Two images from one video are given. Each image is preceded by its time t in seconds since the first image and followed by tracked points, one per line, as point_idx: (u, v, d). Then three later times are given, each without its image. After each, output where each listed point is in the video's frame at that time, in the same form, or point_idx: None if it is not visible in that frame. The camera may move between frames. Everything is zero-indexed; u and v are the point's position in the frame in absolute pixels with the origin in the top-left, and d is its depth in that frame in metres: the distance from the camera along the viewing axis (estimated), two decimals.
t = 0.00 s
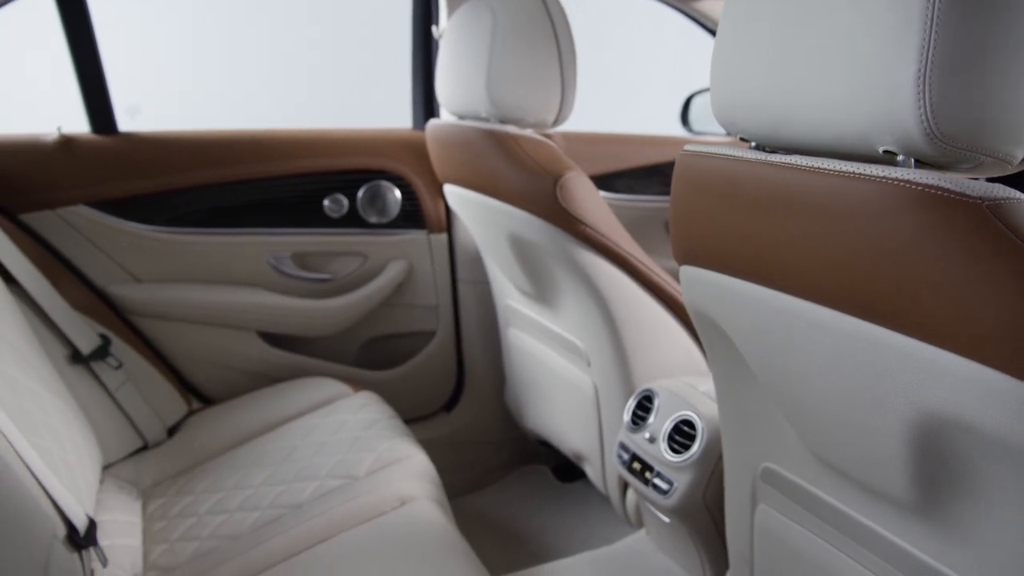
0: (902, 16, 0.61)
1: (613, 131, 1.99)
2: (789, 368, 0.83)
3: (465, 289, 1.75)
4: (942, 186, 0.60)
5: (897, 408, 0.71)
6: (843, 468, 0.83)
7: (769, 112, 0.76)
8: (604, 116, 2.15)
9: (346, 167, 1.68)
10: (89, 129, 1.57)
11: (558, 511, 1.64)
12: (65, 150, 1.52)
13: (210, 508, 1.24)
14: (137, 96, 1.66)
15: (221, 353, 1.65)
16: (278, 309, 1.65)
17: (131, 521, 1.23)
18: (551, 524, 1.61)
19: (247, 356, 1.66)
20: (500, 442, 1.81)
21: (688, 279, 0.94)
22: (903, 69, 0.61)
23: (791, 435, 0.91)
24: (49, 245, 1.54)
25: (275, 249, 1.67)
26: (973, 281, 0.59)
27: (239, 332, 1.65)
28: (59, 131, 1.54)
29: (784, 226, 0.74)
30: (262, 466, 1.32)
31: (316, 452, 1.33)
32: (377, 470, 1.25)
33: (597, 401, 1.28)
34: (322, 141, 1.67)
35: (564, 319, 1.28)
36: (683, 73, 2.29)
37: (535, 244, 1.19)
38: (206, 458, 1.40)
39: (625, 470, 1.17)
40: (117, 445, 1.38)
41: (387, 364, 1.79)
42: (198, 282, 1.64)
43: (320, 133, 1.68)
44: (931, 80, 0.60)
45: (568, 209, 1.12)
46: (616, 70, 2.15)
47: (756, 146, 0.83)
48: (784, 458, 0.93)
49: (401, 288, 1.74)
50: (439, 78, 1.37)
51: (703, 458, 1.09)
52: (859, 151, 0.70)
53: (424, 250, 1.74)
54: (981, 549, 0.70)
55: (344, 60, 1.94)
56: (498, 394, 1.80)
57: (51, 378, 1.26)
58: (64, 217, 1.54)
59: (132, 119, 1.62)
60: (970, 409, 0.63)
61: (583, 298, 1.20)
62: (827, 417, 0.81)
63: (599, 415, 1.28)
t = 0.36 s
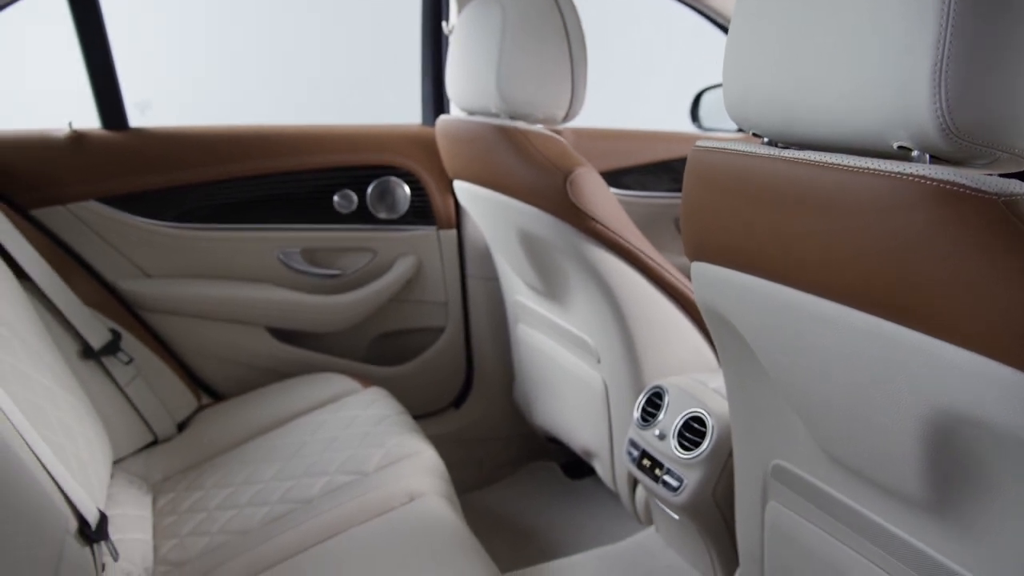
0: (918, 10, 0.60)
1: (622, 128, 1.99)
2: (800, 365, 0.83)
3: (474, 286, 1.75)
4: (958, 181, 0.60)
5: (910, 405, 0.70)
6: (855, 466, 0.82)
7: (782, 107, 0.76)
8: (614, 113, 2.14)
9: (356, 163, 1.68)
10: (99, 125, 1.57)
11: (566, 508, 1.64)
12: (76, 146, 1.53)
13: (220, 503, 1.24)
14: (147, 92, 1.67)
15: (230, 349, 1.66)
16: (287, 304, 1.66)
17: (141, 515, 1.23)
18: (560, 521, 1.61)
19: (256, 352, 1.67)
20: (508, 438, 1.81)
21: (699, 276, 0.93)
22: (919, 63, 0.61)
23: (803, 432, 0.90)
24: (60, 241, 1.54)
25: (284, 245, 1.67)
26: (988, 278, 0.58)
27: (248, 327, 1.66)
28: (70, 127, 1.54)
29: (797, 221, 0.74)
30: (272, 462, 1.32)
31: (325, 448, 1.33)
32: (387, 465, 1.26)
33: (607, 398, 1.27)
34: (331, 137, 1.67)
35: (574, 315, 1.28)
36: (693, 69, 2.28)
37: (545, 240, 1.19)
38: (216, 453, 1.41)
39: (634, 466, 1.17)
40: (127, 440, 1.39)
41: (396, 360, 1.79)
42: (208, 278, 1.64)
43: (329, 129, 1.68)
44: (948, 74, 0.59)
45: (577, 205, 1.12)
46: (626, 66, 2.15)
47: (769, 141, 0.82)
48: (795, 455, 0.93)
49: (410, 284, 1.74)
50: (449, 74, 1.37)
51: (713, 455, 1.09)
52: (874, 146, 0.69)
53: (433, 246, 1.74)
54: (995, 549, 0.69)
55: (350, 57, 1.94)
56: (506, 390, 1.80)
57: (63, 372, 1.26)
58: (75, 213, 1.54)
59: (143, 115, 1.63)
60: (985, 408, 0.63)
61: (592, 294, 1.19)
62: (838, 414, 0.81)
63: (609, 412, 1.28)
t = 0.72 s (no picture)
0: (933, 5, 0.60)
1: (631, 124, 1.99)
2: (812, 362, 0.83)
3: (483, 282, 1.76)
4: (972, 176, 0.59)
5: (923, 403, 0.70)
6: (865, 463, 0.82)
7: (794, 102, 0.75)
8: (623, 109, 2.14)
9: (365, 159, 1.68)
10: (109, 121, 1.57)
11: (574, 505, 1.64)
12: (86, 142, 1.53)
13: (229, 498, 1.25)
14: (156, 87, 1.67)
15: (238, 345, 1.66)
16: (295, 301, 1.66)
17: (151, 510, 1.24)
18: (568, 517, 1.61)
19: (264, 348, 1.67)
20: (516, 435, 1.81)
21: (709, 273, 0.93)
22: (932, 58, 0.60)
23: (813, 429, 0.90)
24: (70, 236, 1.55)
25: (293, 241, 1.67)
26: (1000, 275, 0.57)
27: (257, 323, 1.66)
28: (80, 123, 1.54)
29: (808, 217, 0.73)
30: (280, 457, 1.33)
31: (333, 444, 1.33)
32: (395, 461, 1.26)
33: (615, 394, 1.27)
34: (340, 133, 1.67)
35: (583, 311, 1.28)
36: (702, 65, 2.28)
37: (554, 236, 1.19)
38: (225, 448, 1.41)
39: (643, 463, 1.17)
40: (137, 436, 1.39)
41: (404, 357, 1.79)
42: (216, 274, 1.64)
43: (339, 125, 1.68)
44: (963, 68, 0.59)
45: (587, 201, 1.11)
46: (635, 62, 2.14)
47: (781, 137, 0.82)
48: (806, 453, 0.92)
49: (418, 280, 1.74)
50: (458, 70, 1.36)
51: (723, 452, 1.08)
52: (887, 142, 0.69)
53: (442, 242, 1.74)
54: (1007, 548, 0.69)
55: (357, 50, 1.92)
56: (514, 387, 1.80)
57: (73, 368, 1.27)
58: (85, 209, 1.55)
59: (153, 111, 1.63)
60: (999, 407, 0.62)
61: (601, 290, 1.19)
62: (849, 411, 0.81)
63: (617, 408, 1.28)
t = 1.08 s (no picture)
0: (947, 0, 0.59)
1: (640, 120, 1.98)
2: (822, 359, 0.82)
3: (491, 279, 1.76)
4: (987, 173, 0.59)
5: (934, 401, 0.70)
6: (876, 461, 0.82)
7: (806, 97, 0.75)
8: (631, 106, 2.14)
9: (374, 155, 1.68)
10: (119, 116, 1.56)
11: (582, 501, 1.64)
12: (96, 138, 1.53)
13: (238, 493, 1.25)
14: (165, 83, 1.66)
15: (247, 341, 1.66)
16: (303, 297, 1.66)
17: (160, 505, 1.24)
18: (576, 514, 1.61)
19: (272, 344, 1.67)
20: (524, 431, 1.81)
21: (720, 269, 0.93)
22: (947, 52, 0.60)
23: (823, 426, 0.89)
24: (79, 232, 1.55)
25: (301, 237, 1.68)
26: (1012, 271, 0.57)
27: (265, 319, 1.66)
28: (90, 119, 1.54)
29: (820, 213, 0.73)
30: (289, 452, 1.33)
31: (341, 439, 1.33)
32: (403, 457, 1.26)
33: (624, 391, 1.27)
34: (349, 129, 1.67)
35: (591, 308, 1.27)
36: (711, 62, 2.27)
37: (563, 233, 1.19)
38: (234, 443, 1.42)
39: (652, 460, 1.17)
40: (147, 431, 1.40)
41: (412, 353, 1.80)
42: (225, 270, 1.65)
43: (347, 121, 1.68)
44: (978, 63, 0.58)
45: (596, 198, 1.11)
46: (643, 59, 2.14)
47: (792, 133, 0.81)
48: (815, 451, 0.92)
49: (427, 277, 1.74)
50: (467, 66, 1.36)
51: (732, 449, 1.08)
52: (900, 138, 0.68)
53: (451, 238, 1.74)
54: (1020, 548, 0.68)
55: (363, 41, 1.94)
56: (522, 383, 1.80)
57: (83, 362, 1.27)
58: (94, 204, 1.55)
59: (162, 106, 1.62)
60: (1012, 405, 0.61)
61: (610, 287, 1.19)
62: (860, 408, 0.80)
63: (626, 405, 1.28)
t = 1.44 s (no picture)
0: None
1: (649, 117, 1.98)
2: (834, 356, 0.82)
3: (500, 276, 1.76)
4: (1001, 169, 0.58)
5: (947, 399, 0.69)
6: (888, 459, 0.81)
7: (819, 92, 0.74)
8: (641, 103, 2.14)
9: (383, 152, 1.68)
10: (129, 112, 1.56)
11: (590, 498, 1.64)
12: (107, 133, 1.54)
13: (247, 489, 1.25)
14: (175, 80, 1.65)
15: (256, 336, 1.67)
16: (312, 293, 1.66)
17: (170, 500, 1.25)
18: (584, 511, 1.61)
19: (281, 340, 1.68)
20: (532, 428, 1.81)
21: (730, 266, 0.93)
22: (962, 46, 0.59)
23: (834, 423, 0.89)
24: (90, 227, 1.56)
25: (310, 234, 1.68)
26: None
27: (274, 315, 1.67)
28: (101, 115, 1.54)
29: (832, 209, 0.72)
30: (298, 448, 1.33)
31: (350, 435, 1.34)
32: (412, 454, 1.26)
33: (633, 388, 1.27)
34: (359, 125, 1.66)
35: (601, 304, 1.27)
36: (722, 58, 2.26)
37: (573, 229, 1.18)
38: (244, 439, 1.42)
39: (661, 457, 1.17)
40: (157, 426, 1.40)
41: (420, 349, 1.80)
42: (234, 267, 1.65)
43: (356, 117, 1.68)
44: (994, 57, 0.58)
45: (606, 194, 1.11)
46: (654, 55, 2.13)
47: (805, 129, 0.81)
48: (826, 448, 0.92)
49: (435, 273, 1.75)
50: (477, 62, 1.36)
51: (742, 446, 1.08)
52: (914, 134, 0.68)
53: (460, 235, 1.74)
54: None
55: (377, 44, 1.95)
56: (530, 380, 1.80)
57: (94, 357, 1.28)
58: (104, 200, 1.55)
59: (172, 103, 1.63)
60: None
61: (619, 284, 1.19)
62: (872, 406, 0.80)
63: (635, 402, 1.28)
